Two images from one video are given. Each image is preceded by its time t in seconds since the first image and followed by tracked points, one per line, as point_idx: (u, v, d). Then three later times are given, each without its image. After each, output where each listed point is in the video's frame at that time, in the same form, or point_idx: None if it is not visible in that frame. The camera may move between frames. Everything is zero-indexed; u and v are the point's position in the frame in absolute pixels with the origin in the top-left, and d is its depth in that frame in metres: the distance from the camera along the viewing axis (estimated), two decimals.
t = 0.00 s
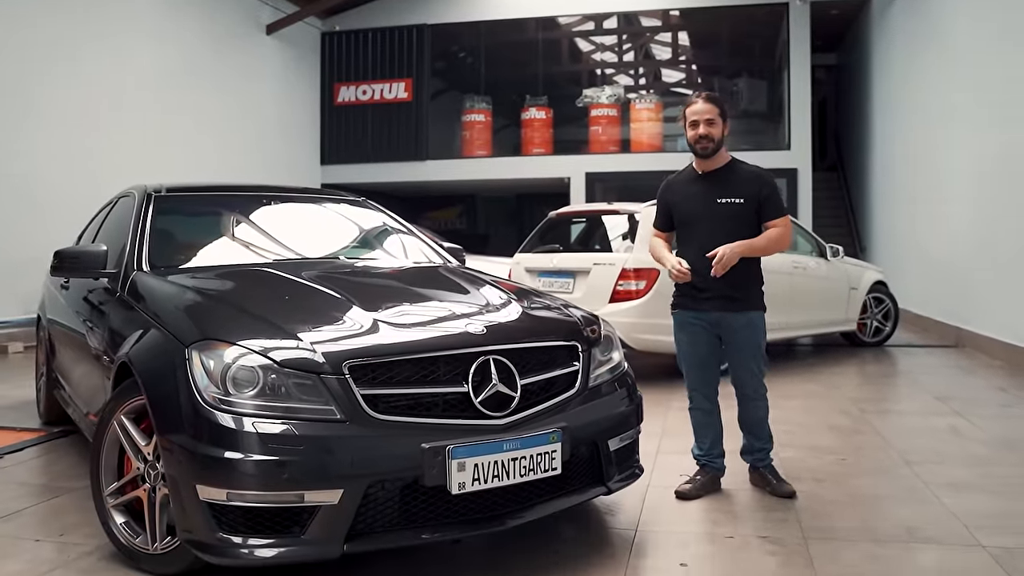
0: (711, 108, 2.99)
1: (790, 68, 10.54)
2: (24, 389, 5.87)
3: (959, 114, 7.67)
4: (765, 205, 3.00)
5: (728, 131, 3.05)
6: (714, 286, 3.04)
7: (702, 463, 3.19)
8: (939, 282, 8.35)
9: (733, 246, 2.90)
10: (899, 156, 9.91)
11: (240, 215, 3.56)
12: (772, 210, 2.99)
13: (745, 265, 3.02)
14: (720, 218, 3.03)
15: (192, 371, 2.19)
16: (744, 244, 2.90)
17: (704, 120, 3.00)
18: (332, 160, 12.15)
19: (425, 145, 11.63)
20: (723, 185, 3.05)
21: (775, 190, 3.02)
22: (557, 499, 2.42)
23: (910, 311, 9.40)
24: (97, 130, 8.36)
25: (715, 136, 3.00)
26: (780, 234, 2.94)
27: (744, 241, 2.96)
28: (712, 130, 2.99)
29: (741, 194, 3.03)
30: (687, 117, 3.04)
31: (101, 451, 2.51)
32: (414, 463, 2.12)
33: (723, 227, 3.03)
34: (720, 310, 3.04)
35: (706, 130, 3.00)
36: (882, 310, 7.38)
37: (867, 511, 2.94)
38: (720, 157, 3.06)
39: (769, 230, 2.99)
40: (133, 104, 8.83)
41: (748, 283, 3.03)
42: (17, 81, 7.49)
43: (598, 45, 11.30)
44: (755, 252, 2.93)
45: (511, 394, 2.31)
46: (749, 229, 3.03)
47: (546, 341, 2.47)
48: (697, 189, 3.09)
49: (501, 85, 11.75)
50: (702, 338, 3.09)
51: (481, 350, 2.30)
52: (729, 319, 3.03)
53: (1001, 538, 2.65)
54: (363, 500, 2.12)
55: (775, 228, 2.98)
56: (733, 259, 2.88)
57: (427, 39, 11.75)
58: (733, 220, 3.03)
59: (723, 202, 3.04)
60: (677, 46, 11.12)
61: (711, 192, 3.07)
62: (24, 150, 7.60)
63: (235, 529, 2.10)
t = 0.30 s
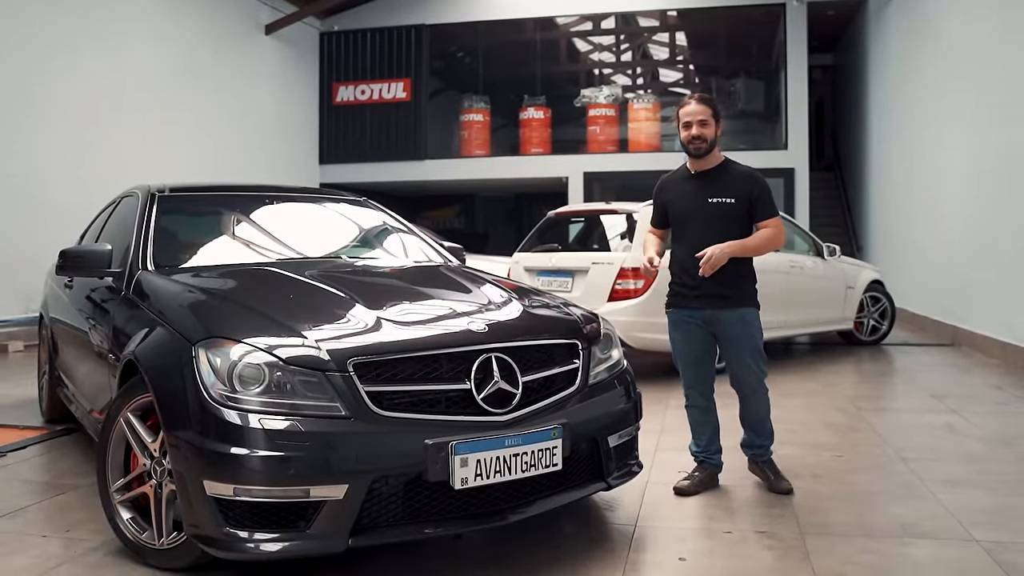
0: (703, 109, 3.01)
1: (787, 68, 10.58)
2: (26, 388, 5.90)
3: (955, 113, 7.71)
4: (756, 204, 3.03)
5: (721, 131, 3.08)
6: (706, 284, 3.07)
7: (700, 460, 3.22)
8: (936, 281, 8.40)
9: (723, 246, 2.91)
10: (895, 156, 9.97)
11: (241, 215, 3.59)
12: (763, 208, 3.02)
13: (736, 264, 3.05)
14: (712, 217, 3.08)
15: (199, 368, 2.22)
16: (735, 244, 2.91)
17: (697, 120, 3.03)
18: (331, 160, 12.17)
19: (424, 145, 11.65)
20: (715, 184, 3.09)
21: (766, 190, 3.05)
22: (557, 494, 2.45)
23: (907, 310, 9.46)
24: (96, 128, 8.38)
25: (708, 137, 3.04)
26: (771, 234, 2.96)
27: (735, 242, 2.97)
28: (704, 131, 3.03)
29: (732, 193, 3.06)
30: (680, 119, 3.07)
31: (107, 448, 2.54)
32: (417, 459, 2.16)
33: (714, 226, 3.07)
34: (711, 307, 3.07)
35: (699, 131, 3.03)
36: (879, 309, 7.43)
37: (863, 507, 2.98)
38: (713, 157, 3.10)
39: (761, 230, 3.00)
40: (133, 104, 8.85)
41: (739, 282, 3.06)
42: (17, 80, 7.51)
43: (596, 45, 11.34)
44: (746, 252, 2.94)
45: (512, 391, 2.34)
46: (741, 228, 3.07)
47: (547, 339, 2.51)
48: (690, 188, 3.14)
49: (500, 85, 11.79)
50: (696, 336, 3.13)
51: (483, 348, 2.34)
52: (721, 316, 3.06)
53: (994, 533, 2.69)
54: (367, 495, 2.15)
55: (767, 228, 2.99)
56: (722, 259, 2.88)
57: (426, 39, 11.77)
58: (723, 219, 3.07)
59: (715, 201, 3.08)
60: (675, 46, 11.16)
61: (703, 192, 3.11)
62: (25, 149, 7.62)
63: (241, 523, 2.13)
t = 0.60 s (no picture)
0: (699, 112, 3.04)
1: (784, 69, 10.61)
2: (26, 388, 5.92)
3: (951, 115, 7.76)
4: (748, 206, 3.04)
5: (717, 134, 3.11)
6: (692, 282, 3.10)
7: (700, 458, 3.25)
8: (932, 281, 8.45)
9: (710, 246, 2.95)
10: (892, 156, 10.02)
11: (242, 215, 3.62)
12: (756, 211, 3.03)
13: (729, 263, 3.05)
14: (703, 217, 3.11)
15: (205, 367, 2.25)
16: (722, 244, 2.94)
17: (692, 123, 3.06)
18: (329, 160, 12.19)
19: (422, 145, 11.67)
20: (710, 185, 3.12)
21: (760, 192, 3.06)
22: (559, 492, 2.48)
23: (904, 310, 9.50)
24: (95, 127, 8.39)
25: (704, 139, 3.06)
26: (763, 236, 2.97)
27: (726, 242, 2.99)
28: (701, 134, 3.05)
29: (725, 194, 3.08)
30: (676, 121, 3.10)
31: (114, 446, 2.57)
32: (422, 457, 2.19)
33: (705, 227, 3.10)
34: (703, 306, 3.09)
35: (695, 133, 3.06)
36: (876, 309, 7.47)
37: (862, 504, 3.01)
38: (710, 158, 3.13)
39: (754, 231, 3.01)
40: (132, 102, 8.87)
41: (733, 280, 3.06)
42: (17, 78, 7.52)
43: (595, 46, 11.39)
44: (735, 253, 2.96)
45: (515, 389, 2.37)
46: (736, 229, 3.09)
47: (548, 338, 2.53)
48: (685, 188, 3.18)
49: (498, 86, 11.85)
50: (691, 335, 3.15)
51: (485, 347, 2.36)
52: (713, 313, 3.08)
53: (991, 529, 2.72)
54: (372, 492, 2.18)
55: (760, 230, 3.00)
56: (706, 259, 2.92)
57: (424, 39, 11.79)
58: (715, 220, 3.09)
59: (707, 202, 3.11)
60: (673, 47, 11.20)
61: (698, 192, 3.14)
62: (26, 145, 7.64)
63: (248, 520, 2.16)
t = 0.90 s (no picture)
0: (712, 112, 3.06)
1: (782, 69, 10.67)
2: (27, 388, 5.92)
3: (948, 115, 7.80)
4: (758, 207, 3.05)
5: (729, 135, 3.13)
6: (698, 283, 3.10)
7: (701, 456, 3.29)
8: (930, 281, 8.48)
9: (719, 249, 2.95)
10: (890, 157, 10.06)
11: (243, 214, 3.63)
12: (766, 213, 3.04)
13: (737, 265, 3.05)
14: (712, 217, 3.12)
15: (213, 366, 2.27)
16: (730, 247, 2.94)
17: (706, 123, 3.08)
18: (328, 160, 12.21)
19: (421, 145, 11.70)
20: (721, 185, 3.13)
21: (771, 194, 3.05)
22: (563, 489, 2.50)
23: (902, 310, 9.53)
24: (92, 127, 8.39)
25: (717, 139, 3.08)
26: (773, 240, 2.99)
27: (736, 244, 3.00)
28: (714, 133, 3.07)
29: (735, 195, 3.09)
30: (688, 121, 3.12)
31: (121, 444, 2.59)
32: (428, 454, 2.21)
33: (714, 227, 3.11)
34: (709, 308, 3.07)
35: (708, 134, 3.07)
36: (874, 309, 7.51)
37: (861, 501, 3.04)
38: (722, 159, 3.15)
39: (764, 234, 3.02)
40: (129, 104, 8.86)
41: (740, 284, 3.05)
42: (13, 81, 7.52)
43: (593, 46, 11.40)
44: (743, 256, 2.97)
45: (520, 387, 2.40)
46: (745, 231, 3.10)
47: (552, 337, 2.56)
48: (696, 187, 3.19)
49: (496, 86, 11.83)
50: (697, 336, 3.15)
51: (490, 346, 2.39)
52: (718, 317, 3.06)
53: (989, 525, 2.75)
54: (379, 489, 2.20)
55: (770, 233, 3.01)
56: (714, 261, 2.93)
57: (423, 40, 11.81)
58: (725, 220, 3.11)
59: (717, 202, 3.12)
60: (671, 47, 11.17)
61: (709, 192, 3.15)
62: (19, 151, 7.60)
63: (256, 517, 2.18)
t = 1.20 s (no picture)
0: (730, 108, 3.08)
1: (780, 69, 10.72)
2: (27, 387, 5.93)
3: (946, 114, 7.84)
4: (776, 202, 3.05)
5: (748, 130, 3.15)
6: (717, 281, 3.10)
7: (706, 454, 3.31)
8: (928, 280, 8.52)
9: (736, 245, 2.93)
10: (887, 156, 10.10)
11: (243, 214, 3.65)
12: (784, 207, 3.04)
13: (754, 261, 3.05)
14: (731, 213, 3.14)
15: (221, 364, 2.29)
16: (748, 243, 2.93)
17: (724, 119, 3.09)
18: (326, 160, 12.21)
19: (419, 145, 11.72)
20: (739, 181, 3.15)
21: (789, 189, 3.06)
22: (567, 486, 2.52)
23: (900, 309, 9.57)
24: (93, 126, 8.41)
25: (734, 136, 3.10)
26: (791, 235, 2.96)
27: (754, 241, 2.98)
28: (733, 129, 3.09)
29: (753, 191, 3.11)
30: (706, 117, 3.14)
31: (128, 442, 2.61)
32: (434, 451, 2.23)
33: (734, 223, 3.13)
34: (726, 306, 3.08)
35: (725, 130, 3.09)
36: (872, 308, 7.54)
37: (861, 497, 3.07)
38: (742, 154, 3.17)
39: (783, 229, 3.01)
40: (130, 105, 8.88)
41: (757, 281, 3.05)
42: (14, 81, 7.54)
43: (591, 46, 11.43)
44: (761, 252, 2.95)
45: (525, 384, 2.42)
46: (764, 226, 3.10)
47: (557, 335, 2.58)
48: (716, 185, 3.22)
49: (495, 86, 11.83)
50: (712, 333, 3.15)
51: (495, 344, 2.41)
52: (735, 314, 3.07)
53: (987, 521, 2.78)
54: (386, 485, 2.22)
55: (788, 228, 3.00)
56: (731, 257, 2.91)
57: (421, 40, 11.83)
58: (743, 216, 3.12)
59: (736, 199, 3.14)
60: (669, 47, 11.20)
61: (727, 189, 3.17)
62: (21, 150, 7.62)
63: (264, 513, 2.20)
